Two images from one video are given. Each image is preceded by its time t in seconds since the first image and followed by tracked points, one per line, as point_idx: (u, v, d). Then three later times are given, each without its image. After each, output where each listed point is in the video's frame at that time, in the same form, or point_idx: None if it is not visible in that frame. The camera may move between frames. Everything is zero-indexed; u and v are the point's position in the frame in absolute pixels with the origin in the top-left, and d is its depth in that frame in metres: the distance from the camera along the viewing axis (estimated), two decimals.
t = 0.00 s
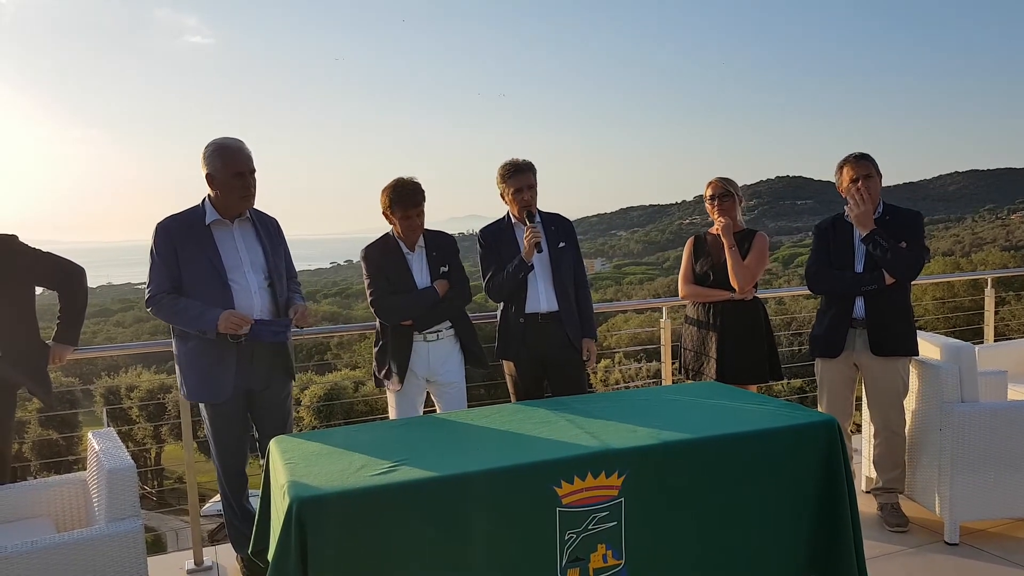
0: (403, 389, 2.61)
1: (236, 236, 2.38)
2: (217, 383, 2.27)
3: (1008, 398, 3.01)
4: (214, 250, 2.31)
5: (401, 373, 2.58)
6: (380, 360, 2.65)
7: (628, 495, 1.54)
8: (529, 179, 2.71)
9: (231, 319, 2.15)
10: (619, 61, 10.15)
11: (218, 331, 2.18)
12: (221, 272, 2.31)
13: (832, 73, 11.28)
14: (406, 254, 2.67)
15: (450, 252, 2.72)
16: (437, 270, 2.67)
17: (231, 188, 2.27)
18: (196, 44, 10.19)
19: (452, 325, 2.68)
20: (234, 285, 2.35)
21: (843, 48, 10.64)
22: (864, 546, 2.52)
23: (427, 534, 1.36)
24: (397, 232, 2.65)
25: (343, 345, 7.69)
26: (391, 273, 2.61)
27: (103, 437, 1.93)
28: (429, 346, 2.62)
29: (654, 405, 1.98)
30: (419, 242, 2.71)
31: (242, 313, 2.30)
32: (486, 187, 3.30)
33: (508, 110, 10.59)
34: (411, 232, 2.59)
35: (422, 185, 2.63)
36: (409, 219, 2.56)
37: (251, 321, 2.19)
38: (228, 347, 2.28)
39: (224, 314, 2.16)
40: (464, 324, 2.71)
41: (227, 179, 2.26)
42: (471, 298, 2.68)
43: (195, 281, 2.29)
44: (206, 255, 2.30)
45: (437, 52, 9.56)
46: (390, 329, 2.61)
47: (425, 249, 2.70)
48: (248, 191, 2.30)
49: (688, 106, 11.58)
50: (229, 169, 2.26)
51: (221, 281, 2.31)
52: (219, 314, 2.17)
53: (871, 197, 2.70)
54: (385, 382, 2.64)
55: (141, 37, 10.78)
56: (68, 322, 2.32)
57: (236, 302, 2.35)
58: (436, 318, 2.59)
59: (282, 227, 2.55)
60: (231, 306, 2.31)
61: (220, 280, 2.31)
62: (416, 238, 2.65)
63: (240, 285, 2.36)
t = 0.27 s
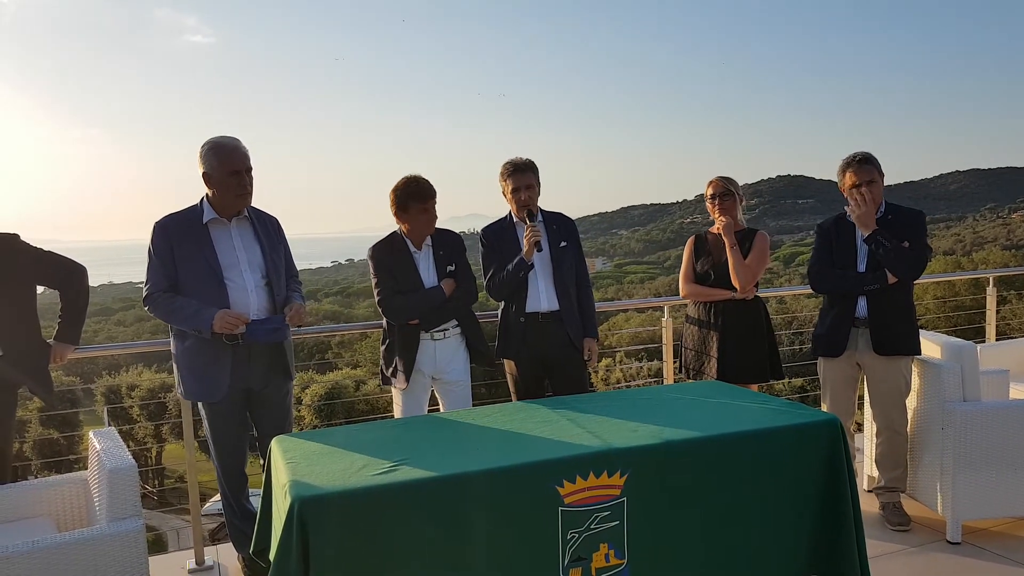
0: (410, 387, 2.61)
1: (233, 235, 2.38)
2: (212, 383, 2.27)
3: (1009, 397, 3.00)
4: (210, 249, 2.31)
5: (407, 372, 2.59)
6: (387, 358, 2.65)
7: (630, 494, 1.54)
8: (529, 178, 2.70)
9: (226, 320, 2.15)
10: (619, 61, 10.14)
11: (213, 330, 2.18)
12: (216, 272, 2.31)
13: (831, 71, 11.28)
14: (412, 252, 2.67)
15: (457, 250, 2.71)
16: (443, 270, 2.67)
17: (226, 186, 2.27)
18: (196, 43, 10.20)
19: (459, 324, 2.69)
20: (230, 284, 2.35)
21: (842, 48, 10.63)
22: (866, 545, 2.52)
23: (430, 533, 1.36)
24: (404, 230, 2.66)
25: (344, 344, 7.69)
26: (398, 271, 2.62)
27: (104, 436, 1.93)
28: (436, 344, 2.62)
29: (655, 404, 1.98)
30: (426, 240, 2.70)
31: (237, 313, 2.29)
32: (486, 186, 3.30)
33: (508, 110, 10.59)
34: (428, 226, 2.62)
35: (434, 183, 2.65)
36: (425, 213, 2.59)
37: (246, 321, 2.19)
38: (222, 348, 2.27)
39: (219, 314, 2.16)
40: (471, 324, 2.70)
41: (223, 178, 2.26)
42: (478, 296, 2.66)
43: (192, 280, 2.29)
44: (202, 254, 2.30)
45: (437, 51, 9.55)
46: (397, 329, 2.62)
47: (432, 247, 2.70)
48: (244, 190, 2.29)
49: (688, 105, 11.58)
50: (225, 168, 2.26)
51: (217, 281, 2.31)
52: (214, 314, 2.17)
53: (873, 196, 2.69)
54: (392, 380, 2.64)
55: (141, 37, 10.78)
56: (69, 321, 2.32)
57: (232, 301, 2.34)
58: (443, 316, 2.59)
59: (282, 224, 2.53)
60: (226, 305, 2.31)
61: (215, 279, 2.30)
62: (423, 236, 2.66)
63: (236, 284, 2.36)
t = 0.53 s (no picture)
0: (413, 381, 2.60)
1: (230, 231, 2.36)
2: (211, 380, 2.27)
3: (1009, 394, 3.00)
4: (207, 246, 2.30)
5: (413, 366, 2.57)
6: (389, 353, 2.64)
7: (630, 491, 1.53)
8: (528, 175, 2.69)
9: (224, 320, 2.16)
10: (618, 60, 10.13)
11: (210, 329, 2.18)
12: (214, 268, 2.30)
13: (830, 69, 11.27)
14: (416, 246, 2.66)
15: (457, 246, 2.73)
16: (446, 264, 2.68)
17: (222, 182, 2.27)
18: (196, 41, 10.19)
19: (461, 318, 2.69)
20: (227, 281, 2.34)
21: (842, 46, 10.63)
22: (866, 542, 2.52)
23: (429, 529, 1.36)
24: (407, 225, 2.65)
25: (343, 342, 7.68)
26: (401, 265, 2.62)
27: (104, 433, 1.93)
28: (439, 338, 2.62)
29: (656, 401, 1.98)
30: (429, 235, 2.71)
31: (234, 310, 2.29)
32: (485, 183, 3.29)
33: (508, 109, 10.59)
34: (431, 219, 2.62)
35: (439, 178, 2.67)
36: (429, 204, 2.59)
37: (242, 320, 2.19)
38: (220, 345, 2.26)
39: (218, 314, 2.16)
40: (472, 319, 2.72)
41: (219, 173, 2.26)
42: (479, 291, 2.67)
43: (189, 277, 2.28)
44: (199, 251, 2.29)
45: (437, 49, 9.54)
46: (401, 322, 2.61)
47: (434, 242, 2.71)
48: (240, 185, 2.29)
49: (688, 103, 11.57)
50: (221, 164, 2.26)
51: (214, 277, 2.30)
52: (212, 313, 2.17)
53: (874, 194, 2.70)
54: (393, 376, 2.63)
55: (140, 34, 10.74)
56: (68, 319, 2.32)
57: (230, 298, 2.34)
58: (445, 310, 2.58)
59: (280, 219, 2.52)
60: (223, 302, 2.30)
61: (213, 276, 2.30)
62: (425, 230, 2.66)
63: (233, 281, 2.35)
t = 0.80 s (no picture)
0: (416, 372, 2.60)
1: (232, 226, 2.37)
2: (214, 376, 2.26)
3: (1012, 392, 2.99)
4: (210, 242, 2.30)
5: (416, 356, 2.58)
6: (390, 348, 2.64)
7: (631, 488, 1.53)
8: (529, 172, 2.69)
9: (227, 316, 2.15)
10: (619, 58, 10.14)
11: (214, 325, 2.18)
12: (216, 264, 2.30)
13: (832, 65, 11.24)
14: (418, 241, 2.67)
15: (459, 241, 2.73)
16: (448, 258, 2.68)
17: (224, 178, 2.26)
18: (196, 37, 10.19)
19: (462, 312, 2.69)
20: (230, 276, 2.34)
21: (843, 41, 10.59)
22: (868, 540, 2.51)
23: (429, 526, 1.36)
24: (409, 219, 2.66)
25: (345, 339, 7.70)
26: (404, 258, 2.62)
27: (106, 429, 1.93)
28: (442, 330, 2.63)
29: (657, 398, 1.97)
30: (431, 229, 2.72)
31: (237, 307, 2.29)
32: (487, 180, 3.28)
33: (508, 106, 10.57)
34: (431, 212, 2.63)
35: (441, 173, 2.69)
36: (429, 196, 2.62)
37: (246, 317, 2.20)
38: (223, 342, 2.26)
39: (221, 310, 2.16)
40: (474, 314, 2.71)
41: (220, 169, 2.25)
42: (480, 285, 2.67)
43: (191, 273, 2.28)
44: (201, 247, 2.28)
45: (438, 47, 9.55)
46: (403, 313, 2.61)
47: (436, 237, 2.71)
48: (241, 181, 2.28)
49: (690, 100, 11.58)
50: (222, 159, 2.26)
51: (216, 273, 2.30)
52: (215, 309, 2.17)
53: (876, 192, 2.69)
54: (395, 369, 2.62)
55: (142, 31, 10.75)
56: (70, 315, 2.33)
57: (233, 294, 2.34)
58: (447, 303, 2.59)
59: (281, 215, 2.52)
60: (226, 298, 2.31)
61: (215, 272, 2.30)
62: (428, 223, 2.68)
63: (236, 277, 2.35)
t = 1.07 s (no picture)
0: (420, 370, 2.60)
1: (239, 226, 2.37)
2: (222, 375, 2.27)
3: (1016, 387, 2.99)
4: (217, 242, 2.30)
5: (420, 353, 2.58)
6: (394, 345, 2.64)
7: (636, 486, 1.53)
8: (530, 170, 2.69)
9: (236, 315, 2.17)
10: (619, 56, 10.12)
11: (222, 324, 2.19)
12: (223, 264, 2.30)
13: (832, 59, 11.22)
14: (421, 239, 2.67)
15: (462, 240, 2.74)
16: (450, 256, 2.69)
17: (230, 178, 2.27)
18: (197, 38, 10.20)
19: (465, 310, 2.69)
20: (238, 276, 2.35)
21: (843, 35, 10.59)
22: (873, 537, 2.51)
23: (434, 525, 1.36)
24: (411, 217, 2.67)
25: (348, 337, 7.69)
26: (407, 255, 2.62)
27: (110, 430, 1.93)
28: (445, 328, 2.63)
29: (661, 395, 1.97)
30: (433, 228, 2.73)
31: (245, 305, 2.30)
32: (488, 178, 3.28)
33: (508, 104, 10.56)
34: (432, 210, 2.63)
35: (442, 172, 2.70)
36: (430, 194, 2.62)
37: (254, 314, 2.21)
38: (232, 341, 2.27)
39: (230, 309, 2.17)
40: (477, 312, 2.71)
41: (226, 169, 2.26)
42: (482, 282, 2.68)
43: (198, 272, 2.28)
44: (207, 247, 2.29)
45: (439, 45, 9.54)
46: (407, 310, 2.61)
47: (439, 235, 2.72)
48: (247, 180, 2.29)
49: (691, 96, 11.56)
50: (227, 159, 2.26)
51: (224, 273, 2.30)
52: (224, 308, 2.18)
53: (877, 187, 2.68)
54: (398, 367, 2.63)
55: (143, 32, 10.75)
56: (74, 316, 2.34)
57: (240, 293, 2.34)
58: (449, 299, 2.59)
59: (287, 215, 2.53)
60: (234, 298, 2.31)
61: (223, 272, 2.30)
62: (430, 222, 2.67)
63: (243, 276, 2.36)
